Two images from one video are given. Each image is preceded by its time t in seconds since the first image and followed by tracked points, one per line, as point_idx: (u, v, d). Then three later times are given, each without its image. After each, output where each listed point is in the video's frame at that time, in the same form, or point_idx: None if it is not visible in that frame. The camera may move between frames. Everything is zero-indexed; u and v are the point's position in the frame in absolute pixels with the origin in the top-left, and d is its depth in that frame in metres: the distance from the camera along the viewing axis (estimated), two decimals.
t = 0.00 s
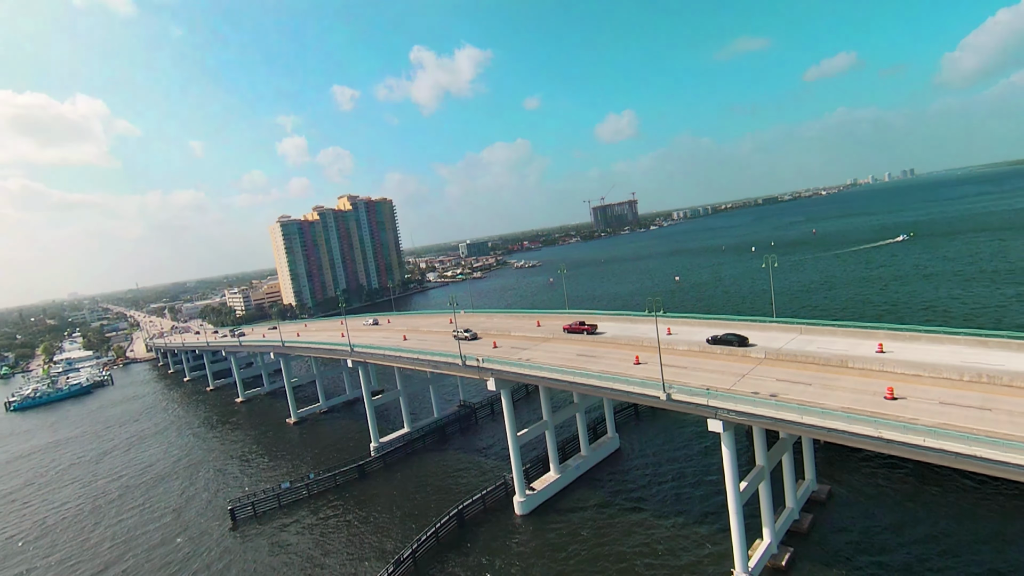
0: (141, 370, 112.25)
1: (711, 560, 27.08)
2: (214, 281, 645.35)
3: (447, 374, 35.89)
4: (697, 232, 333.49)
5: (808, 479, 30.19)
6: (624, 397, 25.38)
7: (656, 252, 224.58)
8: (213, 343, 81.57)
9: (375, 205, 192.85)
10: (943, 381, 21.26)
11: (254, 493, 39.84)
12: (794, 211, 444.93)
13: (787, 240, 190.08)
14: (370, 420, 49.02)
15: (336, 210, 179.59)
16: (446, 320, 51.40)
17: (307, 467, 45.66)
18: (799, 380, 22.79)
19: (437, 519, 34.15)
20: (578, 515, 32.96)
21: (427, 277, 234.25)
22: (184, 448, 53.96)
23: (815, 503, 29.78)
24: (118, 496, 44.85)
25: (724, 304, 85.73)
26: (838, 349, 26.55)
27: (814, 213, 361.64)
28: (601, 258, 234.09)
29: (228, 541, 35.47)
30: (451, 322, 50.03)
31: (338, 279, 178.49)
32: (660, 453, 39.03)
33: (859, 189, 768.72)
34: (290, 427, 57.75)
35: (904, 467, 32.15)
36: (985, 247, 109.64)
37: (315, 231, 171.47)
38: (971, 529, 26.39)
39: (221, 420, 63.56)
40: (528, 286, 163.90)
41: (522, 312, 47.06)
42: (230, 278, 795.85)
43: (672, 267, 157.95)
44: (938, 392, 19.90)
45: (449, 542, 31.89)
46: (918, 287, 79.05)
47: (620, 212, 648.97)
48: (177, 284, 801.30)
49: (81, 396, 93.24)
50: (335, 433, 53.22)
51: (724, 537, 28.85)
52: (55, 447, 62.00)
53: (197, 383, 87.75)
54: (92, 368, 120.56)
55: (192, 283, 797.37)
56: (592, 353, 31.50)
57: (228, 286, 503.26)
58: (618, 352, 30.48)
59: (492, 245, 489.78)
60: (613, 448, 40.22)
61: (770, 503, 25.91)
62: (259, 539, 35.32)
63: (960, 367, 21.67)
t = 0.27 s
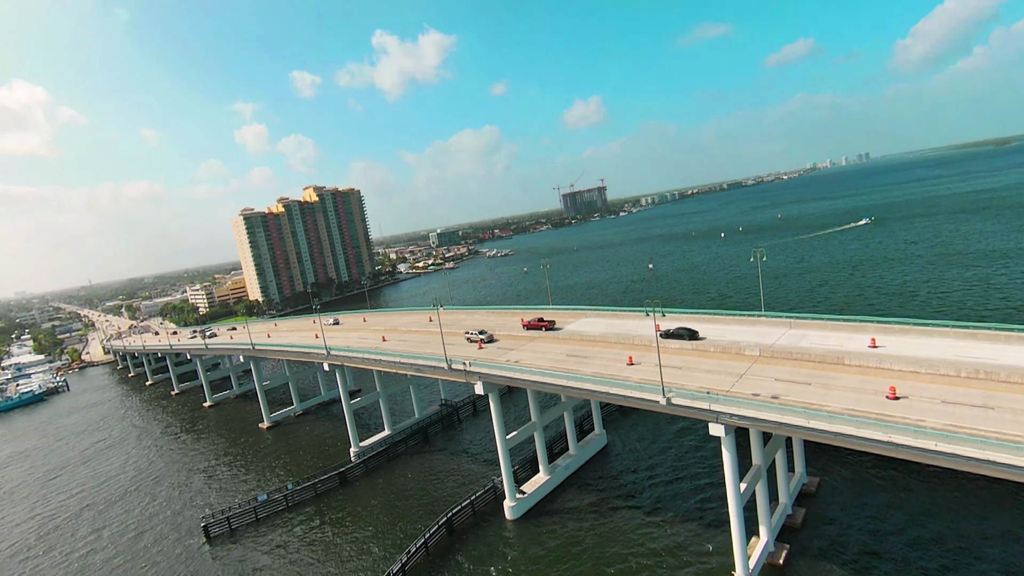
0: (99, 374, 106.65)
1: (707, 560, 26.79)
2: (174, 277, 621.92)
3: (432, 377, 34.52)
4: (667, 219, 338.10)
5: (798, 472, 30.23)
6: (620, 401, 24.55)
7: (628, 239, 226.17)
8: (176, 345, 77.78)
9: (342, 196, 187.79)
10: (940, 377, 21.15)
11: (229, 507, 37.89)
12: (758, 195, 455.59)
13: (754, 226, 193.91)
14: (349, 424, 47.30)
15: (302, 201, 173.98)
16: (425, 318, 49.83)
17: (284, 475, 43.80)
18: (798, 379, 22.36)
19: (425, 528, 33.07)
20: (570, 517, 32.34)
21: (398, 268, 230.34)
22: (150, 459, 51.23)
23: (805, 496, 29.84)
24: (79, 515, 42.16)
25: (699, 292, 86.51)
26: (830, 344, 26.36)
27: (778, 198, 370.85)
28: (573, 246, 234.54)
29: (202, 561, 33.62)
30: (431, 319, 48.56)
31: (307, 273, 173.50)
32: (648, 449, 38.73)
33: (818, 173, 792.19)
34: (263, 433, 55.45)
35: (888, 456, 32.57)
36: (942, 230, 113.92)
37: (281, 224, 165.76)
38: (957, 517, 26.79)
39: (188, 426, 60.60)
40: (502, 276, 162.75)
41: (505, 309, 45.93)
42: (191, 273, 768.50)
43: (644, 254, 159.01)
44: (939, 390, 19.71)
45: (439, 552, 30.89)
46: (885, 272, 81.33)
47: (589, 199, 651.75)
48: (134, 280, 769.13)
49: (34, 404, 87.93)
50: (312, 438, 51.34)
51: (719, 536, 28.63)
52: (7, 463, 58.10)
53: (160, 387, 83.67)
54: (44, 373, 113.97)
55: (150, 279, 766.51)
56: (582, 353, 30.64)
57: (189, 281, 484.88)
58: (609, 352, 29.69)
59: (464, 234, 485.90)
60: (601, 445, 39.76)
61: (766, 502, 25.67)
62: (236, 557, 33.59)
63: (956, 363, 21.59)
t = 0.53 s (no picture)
0: (61, 372, 101.84)
1: None
2: (142, 268, 602.78)
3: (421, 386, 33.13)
4: (645, 215, 340.96)
5: (793, 483, 29.96)
6: (622, 417, 23.62)
7: (608, 236, 226.97)
8: (145, 344, 74.45)
9: (319, 188, 183.50)
10: (949, 396, 20.78)
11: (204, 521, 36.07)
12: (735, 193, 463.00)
13: (732, 224, 196.50)
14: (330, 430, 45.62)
15: (277, 193, 169.28)
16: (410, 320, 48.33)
17: (261, 484, 42.02)
18: (806, 397, 21.77)
19: (414, 542, 31.89)
20: (563, 530, 31.49)
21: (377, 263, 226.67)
22: (118, 467, 48.77)
23: (801, 508, 29.56)
24: (40, 530, 39.75)
25: (683, 292, 86.72)
26: (832, 357, 25.92)
27: (754, 196, 377.24)
28: (554, 242, 234.41)
29: None
30: (416, 322, 47.08)
31: (282, 267, 169.14)
32: (640, 457, 38.18)
33: (792, 172, 809.35)
34: (239, 437, 53.30)
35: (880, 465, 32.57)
36: (915, 232, 116.80)
37: (255, 217, 161.09)
38: (952, 529, 26.77)
39: (158, 430, 57.94)
40: (483, 273, 161.38)
41: (493, 311, 44.79)
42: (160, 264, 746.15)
43: (626, 251, 159.42)
44: (950, 411, 19.31)
45: (428, 569, 29.75)
46: (862, 274, 82.77)
47: (569, 194, 653.15)
48: (99, 271, 743.19)
49: None
50: (291, 443, 49.51)
51: (716, 549, 28.14)
52: None
53: (128, 388, 80.18)
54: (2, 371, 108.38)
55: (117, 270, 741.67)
56: (579, 363, 29.69)
57: (158, 273, 470.29)
58: (607, 362, 28.80)
59: (443, 227, 482.14)
60: (592, 453, 39.07)
61: (767, 517, 25.17)
62: None
63: (963, 380, 21.28)
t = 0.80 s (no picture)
0: (40, 368, 98.73)
1: None
2: (127, 260, 592.84)
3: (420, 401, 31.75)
4: (638, 219, 341.98)
5: (802, 509, 29.11)
6: (636, 444, 22.52)
7: (601, 240, 226.71)
8: (128, 343, 72.13)
9: (311, 184, 181.10)
10: (977, 431, 19.94)
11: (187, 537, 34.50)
12: (726, 200, 466.15)
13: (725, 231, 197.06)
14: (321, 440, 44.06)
15: (267, 189, 166.61)
16: (405, 327, 46.99)
17: (248, 496, 40.45)
18: (828, 428, 20.85)
19: (408, 564, 30.60)
20: (564, 554, 30.33)
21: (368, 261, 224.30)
22: (98, 474, 46.92)
23: (810, 535, 28.67)
24: (13, 542, 37.89)
25: (678, 300, 86.15)
26: (850, 383, 25.03)
27: (745, 203, 379.97)
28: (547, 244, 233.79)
29: None
30: (412, 330, 45.77)
31: (271, 264, 166.35)
32: (641, 475, 37.17)
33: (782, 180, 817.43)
34: (225, 444, 51.49)
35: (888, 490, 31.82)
36: (907, 245, 117.57)
37: (245, 212, 158.36)
38: (966, 561, 26.03)
39: (139, 434, 55.93)
40: (476, 274, 160.06)
41: (492, 321, 43.61)
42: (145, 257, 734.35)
43: (620, 256, 158.87)
44: (982, 449, 18.48)
45: None
46: (858, 286, 82.81)
47: (561, 196, 653.56)
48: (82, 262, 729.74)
49: None
50: (280, 452, 47.89)
51: None
52: None
53: (109, 387, 77.76)
54: None
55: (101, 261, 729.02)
56: (586, 382, 28.56)
57: (143, 266, 462.44)
58: (616, 382, 27.68)
59: (435, 227, 480.12)
60: (592, 470, 38.00)
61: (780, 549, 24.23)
62: None
63: (991, 414, 20.46)
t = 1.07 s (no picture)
0: (26, 370, 96.40)
1: None
2: (118, 258, 586.28)
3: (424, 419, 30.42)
4: (634, 222, 342.04)
5: (821, 535, 28.04)
6: (657, 473, 21.39)
7: (598, 243, 226.06)
8: (118, 347, 70.30)
9: (306, 184, 179.24)
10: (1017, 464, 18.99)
11: (178, 558, 33.14)
12: (720, 203, 467.74)
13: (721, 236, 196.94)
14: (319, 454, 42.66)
15: (261, 188, 164.61)
16: (406, 337, 45.69)
17: (242, 511, 39.05)
18: (860, 460, 19.86)
19: None
20: None
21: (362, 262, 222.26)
22: (84, 486, 45.35)
23: (829, 561, 27.66)
24: None
25: (678, 307, 85.35)
26: (876, 407, 24.06)
27: (740, 207, 381.39)
28: (543, 247, 232.97)
29: None
30: (413, 339, 44.48)
31: (265, 264, 164.13)
32: (650, 493, 36.11)
33: (775, 184, 822.04)
34: (218, 454, 49.97)
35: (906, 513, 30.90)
36: (905, 252, 117.63)
37: (238, 212, 156.17)
38: None
39: (129, 443, 54.24)
40: (472, 277, 158.81)
41: (497, 332, 42.40)
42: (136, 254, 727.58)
43: (617, 260, 158.04)
44: None
45: None
46: (859, 295, 82.42)
47: (557, 198, 653.57)
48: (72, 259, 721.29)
49: None
50: (275, 463, 46.41)
51: None
52: None
53: (97, 392, 75.73)
54: None
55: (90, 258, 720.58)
56: (600, 401, 27.41)
57: (133, 263, 457.19)
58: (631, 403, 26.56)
59: (430, 227, 478.39)
60: (599, 488, 36.88)
61: None
62: None
63: None
